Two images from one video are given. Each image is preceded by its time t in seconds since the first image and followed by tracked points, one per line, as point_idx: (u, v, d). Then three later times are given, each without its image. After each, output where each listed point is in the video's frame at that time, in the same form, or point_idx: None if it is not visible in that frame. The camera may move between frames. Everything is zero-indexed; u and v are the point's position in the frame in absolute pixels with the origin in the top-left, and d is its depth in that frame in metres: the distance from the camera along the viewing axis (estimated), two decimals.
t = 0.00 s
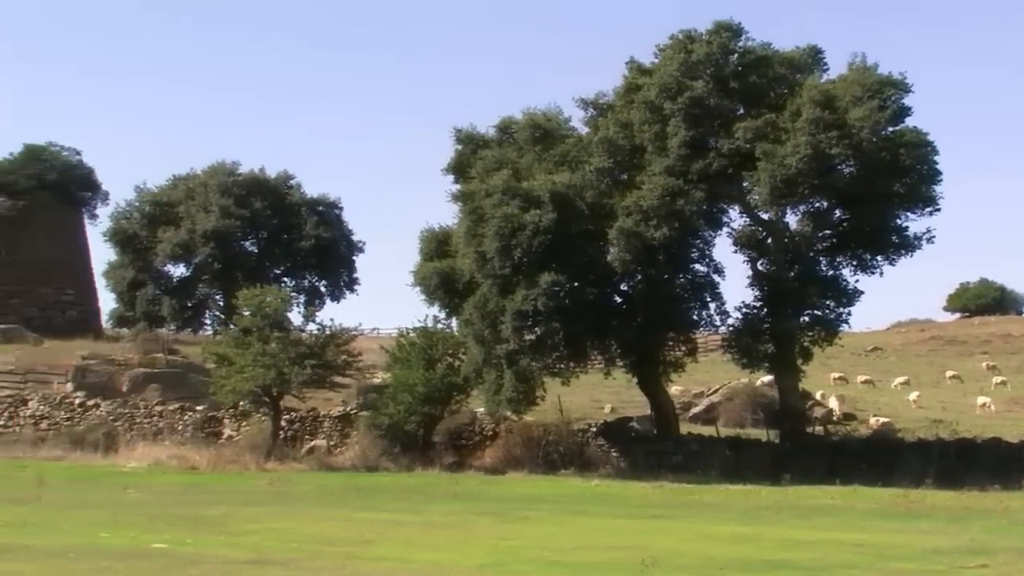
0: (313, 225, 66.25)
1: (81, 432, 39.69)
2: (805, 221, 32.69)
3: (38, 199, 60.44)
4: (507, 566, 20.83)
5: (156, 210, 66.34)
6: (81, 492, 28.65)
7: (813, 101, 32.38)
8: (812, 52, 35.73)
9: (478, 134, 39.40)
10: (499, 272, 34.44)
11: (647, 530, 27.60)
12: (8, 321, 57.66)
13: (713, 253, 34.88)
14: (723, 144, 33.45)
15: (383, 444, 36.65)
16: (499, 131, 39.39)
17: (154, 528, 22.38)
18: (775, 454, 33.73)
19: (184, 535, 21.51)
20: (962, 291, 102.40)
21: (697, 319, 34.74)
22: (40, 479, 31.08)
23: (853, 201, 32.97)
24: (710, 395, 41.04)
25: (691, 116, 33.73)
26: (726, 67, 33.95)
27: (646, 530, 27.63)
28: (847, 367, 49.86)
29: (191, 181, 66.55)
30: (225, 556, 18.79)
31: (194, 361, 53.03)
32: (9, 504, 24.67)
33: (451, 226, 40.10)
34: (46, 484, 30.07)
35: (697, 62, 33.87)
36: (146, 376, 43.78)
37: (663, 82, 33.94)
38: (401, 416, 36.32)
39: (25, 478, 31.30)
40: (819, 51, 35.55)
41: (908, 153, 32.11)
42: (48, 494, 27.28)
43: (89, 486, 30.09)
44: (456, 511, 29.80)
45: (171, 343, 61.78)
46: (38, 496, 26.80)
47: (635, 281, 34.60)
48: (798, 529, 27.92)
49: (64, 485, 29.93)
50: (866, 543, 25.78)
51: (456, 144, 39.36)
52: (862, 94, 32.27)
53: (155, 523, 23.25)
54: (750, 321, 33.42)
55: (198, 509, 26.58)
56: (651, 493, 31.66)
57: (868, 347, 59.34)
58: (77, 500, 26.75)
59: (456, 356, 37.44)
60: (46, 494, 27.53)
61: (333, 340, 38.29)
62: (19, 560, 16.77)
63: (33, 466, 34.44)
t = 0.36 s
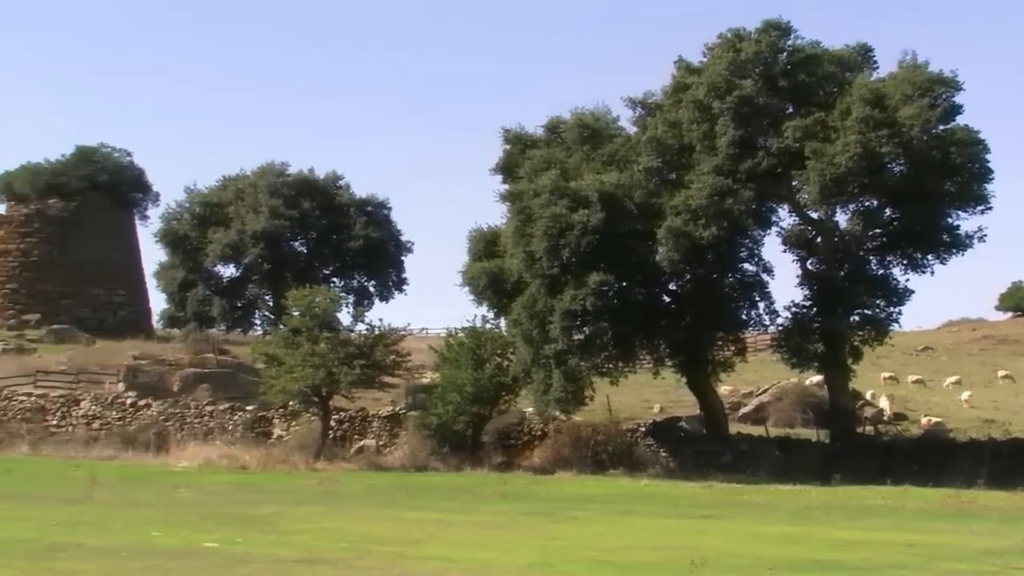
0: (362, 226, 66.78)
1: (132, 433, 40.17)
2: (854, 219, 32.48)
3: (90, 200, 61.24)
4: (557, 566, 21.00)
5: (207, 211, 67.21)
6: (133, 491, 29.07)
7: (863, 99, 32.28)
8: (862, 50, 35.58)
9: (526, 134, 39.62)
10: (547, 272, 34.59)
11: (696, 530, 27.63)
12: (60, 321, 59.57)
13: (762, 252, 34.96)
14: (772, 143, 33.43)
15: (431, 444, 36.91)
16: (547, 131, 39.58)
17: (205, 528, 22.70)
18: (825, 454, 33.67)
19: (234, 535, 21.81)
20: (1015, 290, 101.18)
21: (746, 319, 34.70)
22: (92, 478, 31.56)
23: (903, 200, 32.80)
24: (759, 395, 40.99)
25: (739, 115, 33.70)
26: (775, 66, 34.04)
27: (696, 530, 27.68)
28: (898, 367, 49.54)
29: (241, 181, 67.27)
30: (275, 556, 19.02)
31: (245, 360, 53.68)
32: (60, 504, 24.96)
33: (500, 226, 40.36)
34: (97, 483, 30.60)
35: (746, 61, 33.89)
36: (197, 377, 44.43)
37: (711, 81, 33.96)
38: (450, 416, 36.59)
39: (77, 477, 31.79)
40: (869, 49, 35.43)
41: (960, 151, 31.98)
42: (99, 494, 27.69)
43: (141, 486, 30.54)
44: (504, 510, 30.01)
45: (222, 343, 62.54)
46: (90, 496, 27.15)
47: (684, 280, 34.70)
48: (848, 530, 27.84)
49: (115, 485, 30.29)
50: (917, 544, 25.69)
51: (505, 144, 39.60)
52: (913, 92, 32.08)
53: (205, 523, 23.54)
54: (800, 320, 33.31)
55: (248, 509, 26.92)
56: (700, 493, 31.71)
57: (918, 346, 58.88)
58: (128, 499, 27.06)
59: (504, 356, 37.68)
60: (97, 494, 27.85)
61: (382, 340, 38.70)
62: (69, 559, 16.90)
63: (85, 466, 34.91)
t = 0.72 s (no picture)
0: (410, 225, 67.29)
1: (182, 432, 40.73)
2: (904, 218, 32.46)
3: (140, 203, 62.29)
4: (606, 565, 21.18)
5: (256, 211, 67.94)
6: (183, 491, 29.48)
7: (913, 97, 31.91)
8: (911, 48, 35.43)
9: (573, 133, 39.80)
10: (595, 271, 34.76)
11: (744, 530, 27.64)
12: (111, 321, 60.08)
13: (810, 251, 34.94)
14: (820, 142, 33.40)
15: (479, 443, 37.15)
16: (594, 131, 39.73)
17: (255, 527, 23.02)
18: (874, 454, 33.62)
19: (284, 534, 22.10)
20: None
21: (795, 318, 34.61)
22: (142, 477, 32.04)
23: (953, 198, 32.65)
24: (808, 395, 40.91)
25: (788, 113, 33.69)
26: (823, 64, 34.01)
27: (744, 530, 27.70)
28: (947, 366, 49.19)
29: (290, 181, 67.93)
30: (326, 556, 19.28)
31: (294, 360, 54.28)
32: (111, 503, 25.34)
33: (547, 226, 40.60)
34: (146, 482, 31.08)
35: (794, 60, 33.90)
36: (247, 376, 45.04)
37: (759, 80, 33.99)
38: (498, 415, 36.82)
39: (127, 477, 32.25)
40: (918, 47, 35.27)
41: (1010, 149, 31.82)
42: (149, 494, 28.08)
43: (192, 486, 30.97)
44: (552, 510, 30.17)
45: (270, 344, 63.23)
46: (140, 495, 27.52)
47: (732, 280, 34.79)
48: (898, 530, 27.74)
49: (167, 485, 30.69)
50: (969, 545, 25.57)
51: (552, 144, 39.80)
52: (962, 90, 31.86)
53: (256, 522, 23.85)
54: (848, 319, 33.33)
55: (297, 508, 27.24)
56: (748, 493, 31.71)
57: (966, 345, 58.43)
58: (179, 499, 27.42)
59: (552, 355, 37.89)
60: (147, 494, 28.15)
61: (430, 340, 39.10)
62: (123, 557, 17.21)
63: (135, 466, 35.39)
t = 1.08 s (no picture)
0: (455, 225, 67.70)
1: (230, 432, 41.24)
2: (952, 216, 32.30)
3: (187, 204, 63.09)
4: (652, 565, 21.28)
5: (302, 211, 68.54)
6: (231, 490, 29.86)
7: (962, 94, 31.67)
8: (959, 45, 35.19)
9: (618, 133, 39.89)
10: (640, 271, 34.84)
11: (791, 530, 27.64)
12: (159, 321, 61.04)
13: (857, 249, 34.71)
14: (867, 140, 33.32)
15: (525, 442, 37.36)
16: (639, 130, 39.78)
17: (302, 526, 23.30)
18: (923, 455, 33.54)
19: (331, 534, 22.37)
20: None
21: (842, 317, 34.62)
22: (190, 476, 32.50)
23: (1002, 196, 32.50)
24: (855, 395, 40.74)
25: (834, 112, 33.55)
26: (870, 62, 33.83)
27: (791, 530, 27.68)
28: (997, 365, 48.80)
29: (336, 181, 68.47)
30: (373, 556, 19.52)
31: (341, 360, 54.76)
32: (160, 502, 25.73)
33: (592, 225, 40.73)
34: (195, 481, 31.50)
35: (840, 58, 33.84)
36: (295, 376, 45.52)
37: (805, 78, 33.86)
38: (544, 415, 37.00)
39: (177, 476, 32.69)
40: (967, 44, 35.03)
41: None
42: (196, 493, 28.47)
43: (240, 485, 31.35)
44: (597, 510, 30.28)
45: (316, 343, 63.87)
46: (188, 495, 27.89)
47: (778, 279, 34.87)
48: (947, 531, 27.60)
49: (215, 484, 31.09)
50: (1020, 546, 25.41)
51: (597, 143, 39.90)
52: (1011, 87, 31.65)
53: (303, 521, 24.14)
54: (896, 317, 33.28)
55: (343, 508, 27.52)
56: (796, 493, 31.66)
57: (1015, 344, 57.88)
58: (227, 498, 27.78)
59: (597, 355, 38.02)
60: (194, 494, 28.52)
61: (475, 339, 39.37)
62: (172, 556, 17.49)
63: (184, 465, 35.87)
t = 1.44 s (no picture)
0: (498, 225, 68.02)
1: (275, 432, 41.75)
2: (999, 215, 32.07)
3: (233, 203, 64.01)
4: (695, 566, 21.34)
5: (345, 211, 69.05)
6: (276, 490, 30.21)
7: (1008, 92, 31.38)
8: (1005, 42, 34.94)
9: (661, 132, 39.96)
10: (684, 270, 34.96)
11: (835, 531, 27.59)
12: (204, 321, 61.71)
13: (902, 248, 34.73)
14: (912, 138, 33.23)
15: (569, 442, 37.50)
16: (682, 129, 39.86)
17: (347, 526, 23.58)
18: (969, 455, 33.44)
19: (375, 533, 22.62)
20: None
21: (887, 316, 34.50)
22: (236, 476, 32.90)
23: None
24: (900, 395, 40.60)
25: (879, 110, 33.46)
26: (915, 60, 33.73)
27: (836, 530, 27.66)
28: None
29: (379, 181, 68.85)
30: (417, 555, 19.75)
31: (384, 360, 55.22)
32: (206, 502, 26.09)
33: (635, 225, 40.82)
34: (240, 481, 31.89)
35: (885, 56, 33.74)
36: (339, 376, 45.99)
37: (850, 76, 33.81)
38: (588, 414, 37.26)
39: (223, 476, 33.10)
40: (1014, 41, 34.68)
41: None
42: (242, 493, 28.83)
43: (285, 485, 31.71)
44: (640, 510, 30.38)
45: (360, 343, 64.39)
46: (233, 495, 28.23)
47: (822, 279, 34.68)
48: (995, 532, 27.45)
49: (260, 484, 31.46)
50: None
51: (640, 142, 40.01)
52: None
53: (347, 521, 24.41)
54: (943, 317, 33.64)
55: (387, 507, 27.79)
56: (840, 493, 31.62)
57: None
58: (272, 498, 28.11)
59: (640, 355, 38.11)
60: (240, 493, 28.89)
61: (519, 339, 39.59)
62: (219, 556, 17.76)
63: (230, 465, 36.30)
